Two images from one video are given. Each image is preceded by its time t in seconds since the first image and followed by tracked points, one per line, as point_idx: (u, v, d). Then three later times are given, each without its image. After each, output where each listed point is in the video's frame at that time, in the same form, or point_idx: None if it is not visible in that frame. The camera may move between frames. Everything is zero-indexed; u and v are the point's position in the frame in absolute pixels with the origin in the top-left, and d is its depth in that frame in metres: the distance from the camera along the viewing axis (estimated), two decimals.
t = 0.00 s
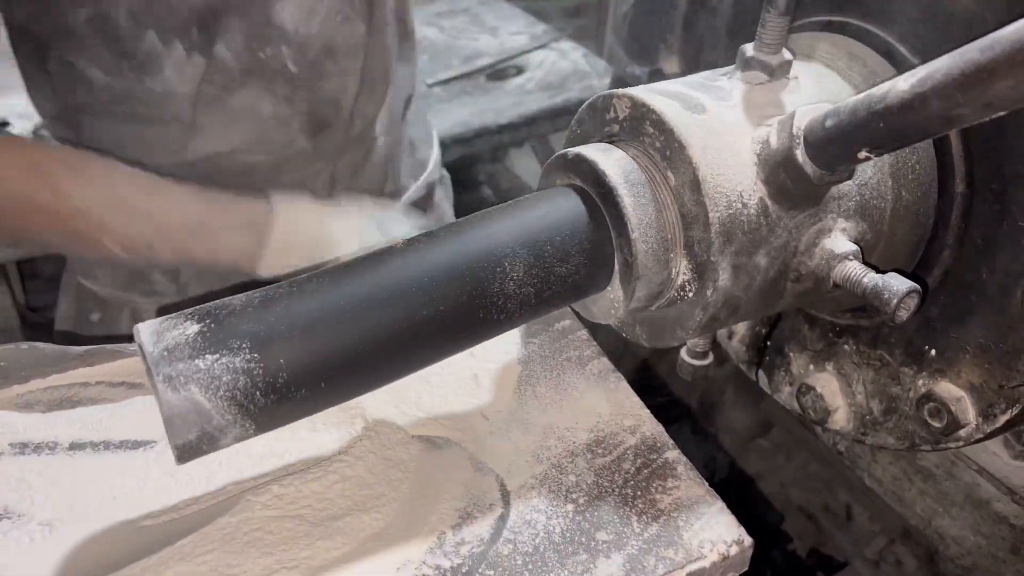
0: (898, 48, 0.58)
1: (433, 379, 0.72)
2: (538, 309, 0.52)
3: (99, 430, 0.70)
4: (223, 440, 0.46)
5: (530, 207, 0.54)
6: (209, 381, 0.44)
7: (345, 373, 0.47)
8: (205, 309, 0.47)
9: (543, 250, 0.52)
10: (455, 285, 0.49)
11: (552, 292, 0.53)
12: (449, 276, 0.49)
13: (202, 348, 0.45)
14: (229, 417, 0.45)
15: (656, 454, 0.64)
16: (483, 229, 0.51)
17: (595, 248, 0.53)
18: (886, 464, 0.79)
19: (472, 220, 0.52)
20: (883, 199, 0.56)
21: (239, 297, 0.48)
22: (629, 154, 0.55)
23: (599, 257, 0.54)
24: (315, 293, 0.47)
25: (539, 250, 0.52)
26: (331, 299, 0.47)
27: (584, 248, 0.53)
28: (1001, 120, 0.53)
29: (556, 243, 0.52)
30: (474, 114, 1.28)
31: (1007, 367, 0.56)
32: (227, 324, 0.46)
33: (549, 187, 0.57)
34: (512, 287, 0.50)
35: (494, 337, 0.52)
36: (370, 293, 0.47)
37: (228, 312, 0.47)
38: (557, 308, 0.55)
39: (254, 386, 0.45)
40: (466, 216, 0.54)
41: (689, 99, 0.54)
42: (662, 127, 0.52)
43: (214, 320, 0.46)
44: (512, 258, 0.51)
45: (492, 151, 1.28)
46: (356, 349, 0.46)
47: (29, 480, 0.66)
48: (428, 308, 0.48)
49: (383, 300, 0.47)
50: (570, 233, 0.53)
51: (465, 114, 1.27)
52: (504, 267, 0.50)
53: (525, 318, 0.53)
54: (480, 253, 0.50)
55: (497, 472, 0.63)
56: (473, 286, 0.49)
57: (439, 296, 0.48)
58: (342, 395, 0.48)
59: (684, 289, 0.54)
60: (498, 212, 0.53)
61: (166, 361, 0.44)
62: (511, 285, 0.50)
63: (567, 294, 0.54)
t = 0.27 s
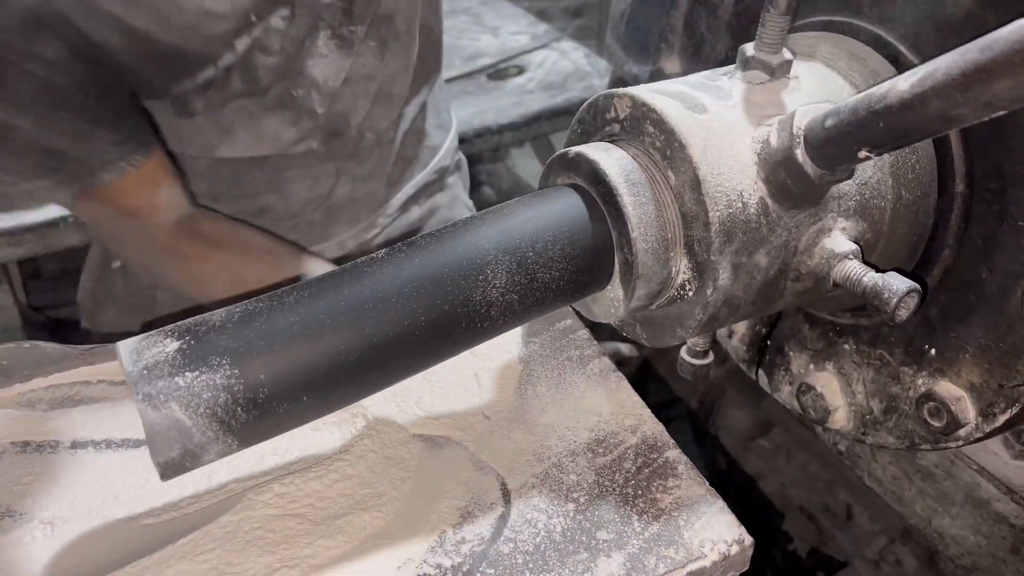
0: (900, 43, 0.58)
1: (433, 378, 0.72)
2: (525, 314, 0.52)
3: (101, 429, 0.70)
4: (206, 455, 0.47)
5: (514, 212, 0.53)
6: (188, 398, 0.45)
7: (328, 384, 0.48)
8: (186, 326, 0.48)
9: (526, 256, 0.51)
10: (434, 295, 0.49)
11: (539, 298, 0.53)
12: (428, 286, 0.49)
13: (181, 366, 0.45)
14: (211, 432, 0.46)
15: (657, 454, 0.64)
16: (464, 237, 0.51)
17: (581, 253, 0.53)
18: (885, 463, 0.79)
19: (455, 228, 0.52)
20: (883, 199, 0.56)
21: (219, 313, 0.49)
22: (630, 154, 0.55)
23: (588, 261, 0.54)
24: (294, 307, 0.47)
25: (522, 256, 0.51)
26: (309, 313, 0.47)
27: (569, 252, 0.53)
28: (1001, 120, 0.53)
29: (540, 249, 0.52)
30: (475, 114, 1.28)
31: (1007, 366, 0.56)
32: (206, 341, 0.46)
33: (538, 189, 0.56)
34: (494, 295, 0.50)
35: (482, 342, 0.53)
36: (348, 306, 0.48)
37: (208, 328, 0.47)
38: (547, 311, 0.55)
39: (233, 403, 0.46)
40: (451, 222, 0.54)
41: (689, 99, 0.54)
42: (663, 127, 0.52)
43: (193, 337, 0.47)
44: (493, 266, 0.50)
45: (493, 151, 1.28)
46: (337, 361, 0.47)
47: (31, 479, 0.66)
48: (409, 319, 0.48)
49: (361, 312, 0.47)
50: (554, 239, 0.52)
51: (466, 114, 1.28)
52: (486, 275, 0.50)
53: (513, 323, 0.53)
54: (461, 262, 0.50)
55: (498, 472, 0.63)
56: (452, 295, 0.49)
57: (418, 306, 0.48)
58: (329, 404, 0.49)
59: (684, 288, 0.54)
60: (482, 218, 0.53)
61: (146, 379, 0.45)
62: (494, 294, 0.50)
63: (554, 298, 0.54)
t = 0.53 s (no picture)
0: (894, 49, 0.60)
1: (434, 377, 0.72)
2: (511, 321, 0.52)
3: (102, 427, 0.70)
4: (190, 471, 0.47)
5: (497, 219, 0.53)
6: (170, 415, 0.46)
7: (311, 396, 0.48)
8: (169, 343, 0.49)
9: (509, 263, 0.51)
10: (414, 305, 0.49)
11: (525, 304, 0.52)
12: (407, 296, 0.49)
13: (162, 383, 0.46)
14: (193, 448, 0.47)
15: (657, 453, 0.64)
16: (446, 246, 0.51)
17: (566, 259, 0.53)
18: (886, 463, 0.79)
19: (439, 236, 0.53)
20: (884, 199, 0.56)
21: (201, 330, 0.50)
22: (630, 153, 0.55)
23: (575, 266, 0.53)
24: (274, 322, 0.48)
25: (504, 263, 0.51)
26: (289, 326, 0.48)
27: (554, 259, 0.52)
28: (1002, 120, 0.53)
29: (524, 255, 0.52)
30: (476, 114, 1.28)
31: (1008, 366, 0.56)
32: (187, 359, 0.47)
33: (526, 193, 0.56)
34: (477, 303, 0.50)
35: (470, 350, 0.53)
36: (327, 318, 0.48)
37: (190, 345, 0.48)
38: (537, 317, 0.54)
39: (214, 419, 0.46)
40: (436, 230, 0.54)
41: (690, 98, 0.54)
42: (664, 127, 0.52)
43: (176, 354, 0.48)
44: (475, 274, 0.50)
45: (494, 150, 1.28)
46: (317, 373, 0.47)
47: (32, 477, 0.66)
48: (390, 329, 0.48)
49: (341, 323, 0.48)
50: (537, 244, 0.52)
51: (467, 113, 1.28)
52: (468, 283, 0.50)
53: (501, 330, 0.53)
54: (441, 271, 0.50)
55: (498, 471, 0.63)
56: (433, 304, 0.49)
57: (399, 316, 0.49)
58: (315, 416, 0.49)
59: (685, 288, 0.54)
60: (465, 226, 0.53)
61: (128, 397, 0.46)
62: (476, 302, 0.50)
63: (541, 305, 0.54)
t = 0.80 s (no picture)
0: (898, 46, 0.60)
1: (435, 374, 0.72)
2: (500, 326, 0.52)
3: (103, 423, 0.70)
4: (178, 486, 0.48)
5: (482, 223, 0.53)
6: (154, 431, 0.46)
7: (299, 406, 0.48)
8: (152, 357, 0.49)
9: (494, 269, 0.51)
10: (399, 312, 0.49)
11: (513, 309, 0.52)
12: (392, 303, 0.49)
13: (146, 399, 0.46)
14: (180, 463, 0.47)
15: (659, 451, 0.64)
16: (430, 252, 0.51)
17: (555, 263, 0.53)
18: (888, 462, 0.78)
19: (424, 241, 0.52)
20: (888, 196, 0.56)
21: (185, 343, 0.49)
22: (633, 150, 0.55)
23: (565, 270, 0.53)
24: (257, 334, 0.48)
25: (490, 269, 0.51)
26: (273, 337, 0.48)
27: (542, 263, 0.52)
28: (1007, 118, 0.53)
29: (511, 259, 0.51)
30: (479, 112, 1.28)
31: (1012, 365, 0.56)
32: (170, 373, 0.47)
33: (515, 195, 0.56)
34: (463, 309, 0.50)
35: (459, 354, 0.53)
36: (310, 328, 0.48)
37: (173, 359, 0.48)
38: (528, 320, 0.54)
39: (200, 433, 0.46)
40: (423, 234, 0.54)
41: (694, 95, 0.53)
42: (667, 124, 0.52)
43: (159, 369, 0.48)
44: (460, 280, 0.50)
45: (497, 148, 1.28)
46: (302, 383, 0.47)
47: (33, 473, 0.66)
48: (375, 337, 0.48)
49: (325, 331, 0.48)
50: (524, 248, 0.52)
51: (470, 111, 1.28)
52: (453, 289, 0.50)
53: (491, 334, 0.53)
54: (426, 278, 0.50)
55: (500, 469, 0.63)
56: (419, 311, 0.49)
57: (384, 323, 0.48)
58: (304, 425, 0.49)
59: (688, 285, 0.54)
60: (450, 231, 0.53)
61: (111, 414, 0.46)
62: (463, 309, 0.50)
63: (531, 309, 0.53)
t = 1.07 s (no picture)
0: (903, 42, 0.59)
1: (438, 370, 0.72)
2: (489, 330, 0.52)
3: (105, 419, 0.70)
4: (167, 501, 0.48)
5: (467, 229, 0.52)
6: (141, 449, 0.46)
7: (288, 417, 0.48)
8: (138, 372, 0.49)
9: (479, 275, 0.50)
10: (383, 320, 0.48)
11: (502, 313, 0.52)
12: (376, 312, 0.48)
13: (131, 417, 0.46)
14: (169, 477, 0.47)
15: (663, 448, 0.64)
16: (415, 260, 0.51)
17: (543, 266, 0.52)
18: (892, 460, 0.78)
19: (409, 248, 0.52)
20: (894, 192, 0.56)
21: (169, 358, 0.49)
22: (637, 145, 0.54)
23: (555, 273, 0.53)
24: (242, 349, 0.47)
25: (475, 274, 0.50)
26: (257, 349, 0.47)
27: (530, 266, 0.51)
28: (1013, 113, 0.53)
29: (498, 264, 0.51)
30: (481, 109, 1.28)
31: (1016, 362, 0.56)
32: (155, 390, 0.47)
33: (503, 197, 0.55)
34: (450, 315, 0.49)
35: (449, 358, 0.52)
36: (293, 340, 0.47)
37: (158, 375, 0.48)
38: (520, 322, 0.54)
39: (187, 449, 0.46)
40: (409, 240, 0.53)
41: (699, 90, 0.53)
42: (672, 119, 0.52)
43: (144, 385, 0.48)
44: (446, 287, 0.50)
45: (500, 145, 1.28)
46: (288, 395, 0.47)
47: (35, 468, 0.66)
48: (359, 346, 0.48)
49: (309, 342, 0.47)
50: (510, 253, 0.51)
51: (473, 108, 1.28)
52: (438, 296, 0.49)
53: (481, 338, 0.53)
54: (410, 285, 0.49)
55: (503, 465, 0.63)
56: (402, 319, 0.48)
57: (369, 332, 0.48)
58: (294, 434, 0.49)
59: (692, 281, 0.53)
60: (436, 237, 0.52)
61: (97, 433, 0.46)
62: (448, 315, 0.50)
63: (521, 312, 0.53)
